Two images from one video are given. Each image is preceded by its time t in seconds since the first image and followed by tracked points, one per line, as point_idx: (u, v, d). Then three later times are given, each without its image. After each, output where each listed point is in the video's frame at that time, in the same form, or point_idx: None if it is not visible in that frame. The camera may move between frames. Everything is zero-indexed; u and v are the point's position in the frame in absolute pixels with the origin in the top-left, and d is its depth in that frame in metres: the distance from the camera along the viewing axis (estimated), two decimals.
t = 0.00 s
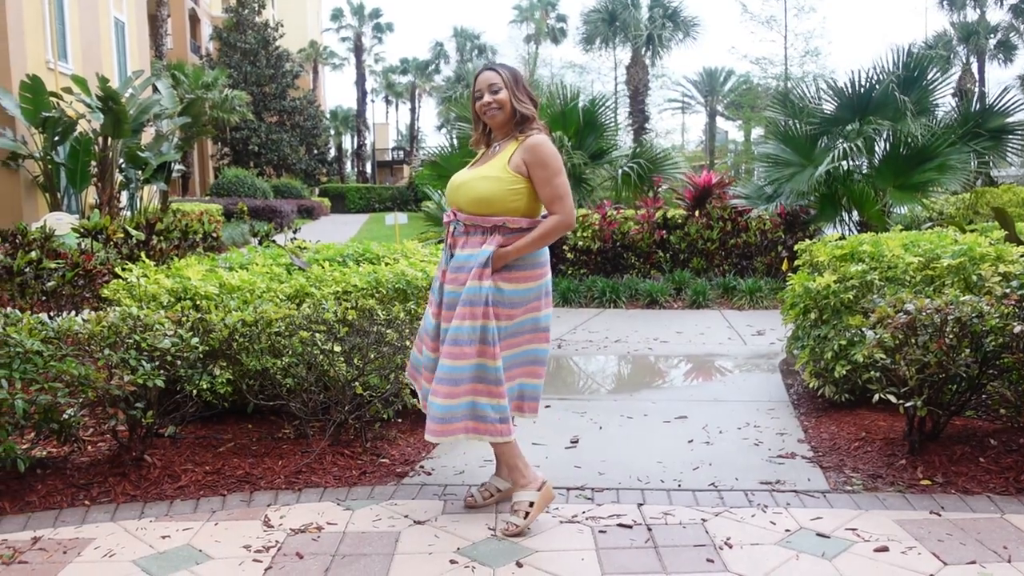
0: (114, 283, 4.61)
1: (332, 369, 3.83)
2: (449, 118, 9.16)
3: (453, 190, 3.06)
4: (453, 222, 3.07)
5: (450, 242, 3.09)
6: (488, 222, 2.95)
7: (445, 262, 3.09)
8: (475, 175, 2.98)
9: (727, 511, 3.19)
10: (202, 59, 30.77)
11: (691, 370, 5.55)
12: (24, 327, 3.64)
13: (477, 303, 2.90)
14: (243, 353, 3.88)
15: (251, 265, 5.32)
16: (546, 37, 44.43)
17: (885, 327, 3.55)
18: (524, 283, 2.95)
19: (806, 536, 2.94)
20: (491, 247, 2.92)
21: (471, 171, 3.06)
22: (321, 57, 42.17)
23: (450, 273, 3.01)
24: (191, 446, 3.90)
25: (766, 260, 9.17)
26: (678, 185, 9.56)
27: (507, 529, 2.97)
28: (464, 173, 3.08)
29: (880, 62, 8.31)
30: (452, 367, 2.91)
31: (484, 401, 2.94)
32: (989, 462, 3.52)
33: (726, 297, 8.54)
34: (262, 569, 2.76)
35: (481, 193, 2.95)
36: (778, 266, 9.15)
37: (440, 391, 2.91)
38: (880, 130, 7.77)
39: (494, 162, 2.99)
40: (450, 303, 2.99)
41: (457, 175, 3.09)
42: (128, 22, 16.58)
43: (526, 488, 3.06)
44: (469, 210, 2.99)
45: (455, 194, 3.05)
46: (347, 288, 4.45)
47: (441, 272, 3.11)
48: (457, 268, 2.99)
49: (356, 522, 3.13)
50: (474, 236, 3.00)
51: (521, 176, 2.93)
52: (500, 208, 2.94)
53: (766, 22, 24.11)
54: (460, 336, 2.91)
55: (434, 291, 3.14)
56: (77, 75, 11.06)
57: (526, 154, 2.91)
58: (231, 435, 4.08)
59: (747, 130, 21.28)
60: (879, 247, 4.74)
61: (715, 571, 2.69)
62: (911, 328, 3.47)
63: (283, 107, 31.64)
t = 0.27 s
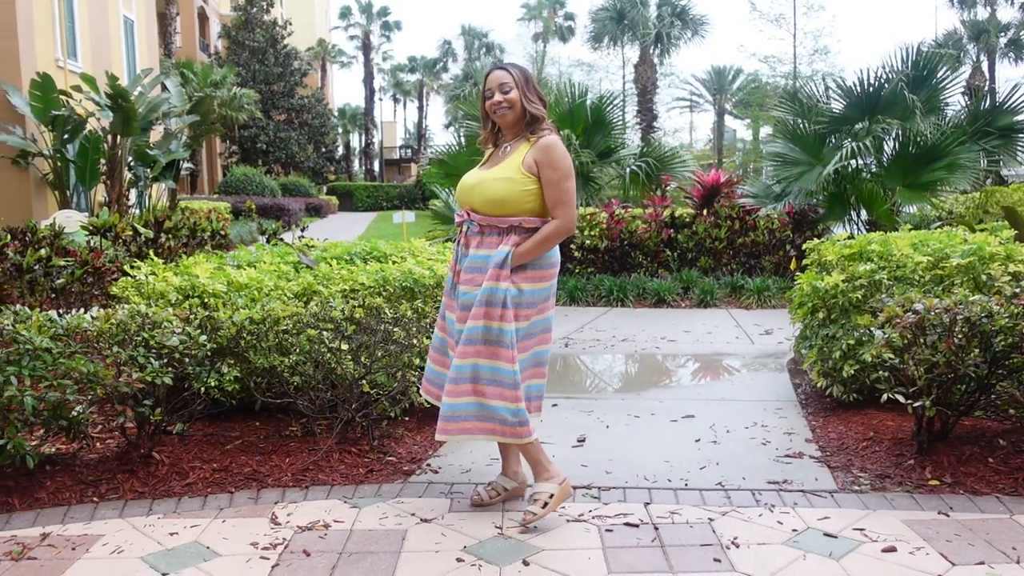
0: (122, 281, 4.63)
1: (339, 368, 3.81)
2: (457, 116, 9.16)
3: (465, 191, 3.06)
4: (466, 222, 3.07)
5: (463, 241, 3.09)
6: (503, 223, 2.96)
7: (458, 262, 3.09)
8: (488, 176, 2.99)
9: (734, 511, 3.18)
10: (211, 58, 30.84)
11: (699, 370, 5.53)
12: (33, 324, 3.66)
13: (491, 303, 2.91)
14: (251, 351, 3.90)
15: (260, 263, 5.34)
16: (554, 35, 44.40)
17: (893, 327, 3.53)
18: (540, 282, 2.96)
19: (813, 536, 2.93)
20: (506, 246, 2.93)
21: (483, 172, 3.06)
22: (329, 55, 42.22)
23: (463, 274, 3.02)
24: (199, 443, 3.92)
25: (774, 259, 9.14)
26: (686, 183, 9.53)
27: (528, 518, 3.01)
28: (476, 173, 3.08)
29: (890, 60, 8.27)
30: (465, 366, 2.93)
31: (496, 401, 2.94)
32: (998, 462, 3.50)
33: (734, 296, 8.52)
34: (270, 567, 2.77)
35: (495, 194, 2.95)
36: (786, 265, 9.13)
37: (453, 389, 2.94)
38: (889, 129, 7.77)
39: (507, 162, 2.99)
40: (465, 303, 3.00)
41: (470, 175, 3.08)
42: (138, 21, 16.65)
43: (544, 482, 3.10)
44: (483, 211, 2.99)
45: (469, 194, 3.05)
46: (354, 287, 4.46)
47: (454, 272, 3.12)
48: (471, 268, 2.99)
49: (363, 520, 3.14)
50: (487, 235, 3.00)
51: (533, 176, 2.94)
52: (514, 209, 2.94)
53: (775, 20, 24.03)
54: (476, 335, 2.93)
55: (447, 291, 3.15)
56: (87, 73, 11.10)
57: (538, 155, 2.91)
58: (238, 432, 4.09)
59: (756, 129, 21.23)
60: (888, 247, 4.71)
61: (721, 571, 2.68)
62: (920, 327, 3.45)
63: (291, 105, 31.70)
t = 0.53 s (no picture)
0: (129, 280, 4.65)
1: (344, 367, 3.82)
2: (462, 115, 9.16)
3: (489, 190, 3.04)
4: (491, 221, 3.05)
5: (488, 241, 3.06)
6: (536, 220, 2.99)
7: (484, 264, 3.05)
8: (516, 174, 2.99)
9: (739, 510, 3.17)
10: (217, 57, 30.90)
11: (704, 369, 5.53)
12: (41, 324, 3.68)
13: (541, 300, 2.94)
14: (257, 350, 3.91)
15: (265, 262, 5.35)
16: (559, 34, 44.37)
17: (900, 326, 3.54)
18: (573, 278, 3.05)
19: (819, 536, 2.92)
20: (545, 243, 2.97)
21: (505, 170, 3.06)
22: (335, 54, 42.26)
23: (498, 274, 2.98)
24: (205, 442, 3.93)
25: (780, 258, 9.13)
26: (692, 182, 9.52)
27: (586, 518, 3.03)
28: (497, 171, 3.07)
29: (896, 59, 8.24)
30: (519, 369, 2.93)
31: (552, 399, 2.98)
32: (1005, 462, 3.49)
33: (739, 295, 8.51)
34: (275, 566, 2.77)
35: (528, 191, 2.96)
36: (792, 264, 9.11)
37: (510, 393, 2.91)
38: (895, 127, 7.72)
39: (532, 160, 3.01)
40: (503, 304, 2.97)
41: (491, 174, 3.06)
42: (144, 21, 16.69)
43: (592, 485, 3.14)
44: (514, 209, 3.00)
45: (494, 193, 3.03)
46: (360, 286, 4.47)
47: (477, 275, 3.07)
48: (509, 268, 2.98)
49: (368, 519, 3.14)
50: (519, 234, 3.01)
51: (561, 173, 3.00)
52: (546, 206, 2.98)
53: (781, 19, 23.97)
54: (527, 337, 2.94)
55: (468, 295, 3.09)
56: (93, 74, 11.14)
57: (567, 153, 2.98)
58: (244, 432, 4.10)
59: (761, 127, 21.18)
60: (894, 246, 4.70)
61: (726, 570, 2.68)
62: (926, 327, 3.45)
63: (297, 105, 31.75)
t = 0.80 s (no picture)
0: (132, 281, 4.66)
1: (347, 367, 3.83)
2: (464, 116, 9.17)
3: (535, 187, 2.97)
4: (539, 219, 2.99)
5: (536, 241, 2.99)
6: (586, 215, 3.00)
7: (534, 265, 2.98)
8: (563, 170, 2.96)
9: (740, 510, 3.18)
10: (219, 58, 30.96)
11: (707, 369, 5.53)
12: (44, 325, 3.70)
13: (600, 295, 2.96)
14: (260, 351, 3.92)
15: (268, 263, 5.37)
16: (562, 34, 44.37)
17: (902, 327, 3.54)
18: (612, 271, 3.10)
19: (821, 536, 2.92)
20: (597, 238, 2.99)
21: (545, 166, 3.01)
22: (337, 55, 42.30)
23: (554, 274, 2.93)
24: (208, 442, 3.94)
25: (782, 258, 9.12)
26: (694, 183, 9.52)
27: (589, 518, 3.03)
28: (537, 168, 3.00)
29: (898, 58, 8.22)
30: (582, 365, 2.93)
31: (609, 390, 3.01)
32: (1007, 462, 3.48)
33: (742, 296, 8.51)
34: (278, 566, 2.78)
35: (581, 186, 2.96)
36: (795, 265, 9.10)
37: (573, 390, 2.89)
38: (898, 128, 7.76)
39: (573, 155, 3.01)
40: (561, 302, 2.91)
41: (532, 171, 2.99)
42: (148, 22, 16.72)
43: (597, 487, 3.12)
44: (565, 205, 2.97)
45: (542, 190, 2.97)
46: (362, 287, 4.49)
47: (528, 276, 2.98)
48: (566, 266, 2.94)
49: (371, 519, 3.15)
50: (569, 231, 2.99)
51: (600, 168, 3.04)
52: (594, 199, 3.00)
53: (783, 19, 23.94)
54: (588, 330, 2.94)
55: (514, 299, 2.99)
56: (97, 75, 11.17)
57: (606, 148, 3.04)
58: (247, 432, 4.11)
59: (764, 127, 21.16)
60: (897, 246, 4.70)
61: (728, 571, 2.68)
62: (928, 327, 3.45)
63: (300, 105, 31.78)
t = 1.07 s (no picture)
0: (128, 283, 4.66)
1: (343, 369, 3.84)
2: (461, 118, 9.18)
3: (562, 188, 2.93)
4: (568, 220, 2.94)
5: (570, 242, 2.94)
6: (608, 215, 3.00)
7: (572, 267, 2.93)
8: (588, 171, 2.95)
9: (735, 511, 3.19)
10: (216, 60, 30.96)
11: (703, 370, 5.54)
12: (39, 327, 3.70)
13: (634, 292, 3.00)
14: (255, 353, 3.93)
15: (264, 265, 5.37)
16: (559, 36, 44.43)
17: (896, 328, 3.55)
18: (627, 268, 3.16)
19: (815, 537, 2.93)
20: (624, 235, 3.03)
21: (569, 168, 2.97)
22: (334, 57, 42.29)
23: (598, 273, 2.92)
24: (203, 444, 3.94)
25: (778, 260, 9.14)
26: (690, 184, 9.52)
27: (585, 518, 3.03)
28: (560, 169, 2.96)
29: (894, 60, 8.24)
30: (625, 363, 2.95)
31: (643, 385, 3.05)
32: (1001, 463, 3.49)
33: (738, 297, 8.53)
34: (273, 568, 2.78)
35: (608, 188, 2.97)
36: (791, 266, 9.11)
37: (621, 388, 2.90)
38: (894, 129, 7.80)
39: (593, 158, 3.01)
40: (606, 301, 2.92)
41: (556, 173, 2.94)
42: (144, 24, 16.72)
43: (593, 488, 3.09)
44: (592, 206, 2.96)
45: (569, 190, 2.93)
46: (358, 288, 4.49)
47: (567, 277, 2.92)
48: (606, 264, 2.95)
49: (366, 521, 3.15)
50: (597, 231, 2.98)
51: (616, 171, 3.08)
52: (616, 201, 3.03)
53: (780, 20, 23.98)
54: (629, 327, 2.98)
55: (556, 303, 2.91)
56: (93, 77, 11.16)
57: (621, 152, 3.07)
58: (243, 434, 4.11)
59: (761, 129, 21.19)
60: (891, 247, 4.71)
61: (723, 572, 2.69)
62: (922, 328, 3.46)
63: (297, 107, 31.77)
